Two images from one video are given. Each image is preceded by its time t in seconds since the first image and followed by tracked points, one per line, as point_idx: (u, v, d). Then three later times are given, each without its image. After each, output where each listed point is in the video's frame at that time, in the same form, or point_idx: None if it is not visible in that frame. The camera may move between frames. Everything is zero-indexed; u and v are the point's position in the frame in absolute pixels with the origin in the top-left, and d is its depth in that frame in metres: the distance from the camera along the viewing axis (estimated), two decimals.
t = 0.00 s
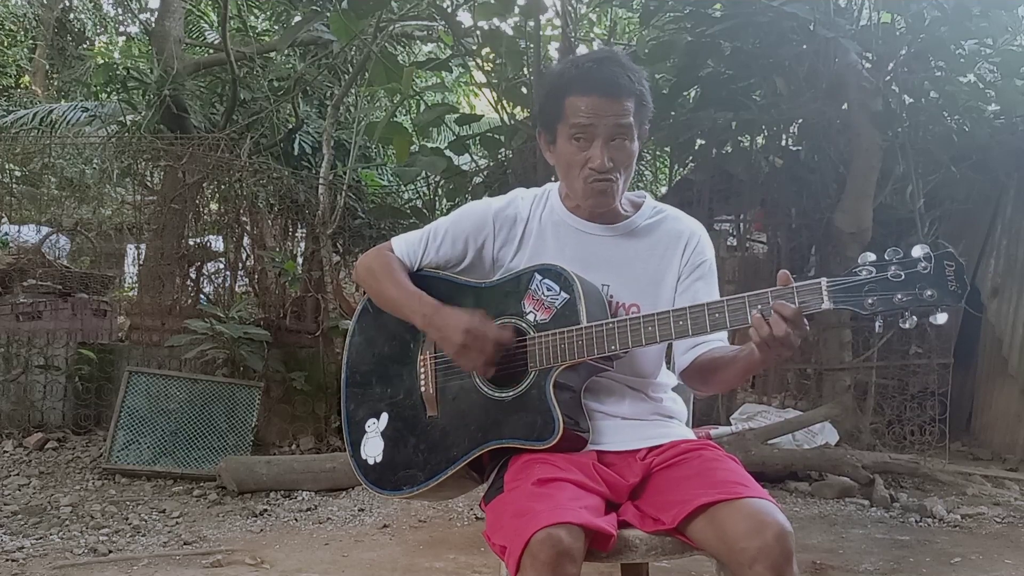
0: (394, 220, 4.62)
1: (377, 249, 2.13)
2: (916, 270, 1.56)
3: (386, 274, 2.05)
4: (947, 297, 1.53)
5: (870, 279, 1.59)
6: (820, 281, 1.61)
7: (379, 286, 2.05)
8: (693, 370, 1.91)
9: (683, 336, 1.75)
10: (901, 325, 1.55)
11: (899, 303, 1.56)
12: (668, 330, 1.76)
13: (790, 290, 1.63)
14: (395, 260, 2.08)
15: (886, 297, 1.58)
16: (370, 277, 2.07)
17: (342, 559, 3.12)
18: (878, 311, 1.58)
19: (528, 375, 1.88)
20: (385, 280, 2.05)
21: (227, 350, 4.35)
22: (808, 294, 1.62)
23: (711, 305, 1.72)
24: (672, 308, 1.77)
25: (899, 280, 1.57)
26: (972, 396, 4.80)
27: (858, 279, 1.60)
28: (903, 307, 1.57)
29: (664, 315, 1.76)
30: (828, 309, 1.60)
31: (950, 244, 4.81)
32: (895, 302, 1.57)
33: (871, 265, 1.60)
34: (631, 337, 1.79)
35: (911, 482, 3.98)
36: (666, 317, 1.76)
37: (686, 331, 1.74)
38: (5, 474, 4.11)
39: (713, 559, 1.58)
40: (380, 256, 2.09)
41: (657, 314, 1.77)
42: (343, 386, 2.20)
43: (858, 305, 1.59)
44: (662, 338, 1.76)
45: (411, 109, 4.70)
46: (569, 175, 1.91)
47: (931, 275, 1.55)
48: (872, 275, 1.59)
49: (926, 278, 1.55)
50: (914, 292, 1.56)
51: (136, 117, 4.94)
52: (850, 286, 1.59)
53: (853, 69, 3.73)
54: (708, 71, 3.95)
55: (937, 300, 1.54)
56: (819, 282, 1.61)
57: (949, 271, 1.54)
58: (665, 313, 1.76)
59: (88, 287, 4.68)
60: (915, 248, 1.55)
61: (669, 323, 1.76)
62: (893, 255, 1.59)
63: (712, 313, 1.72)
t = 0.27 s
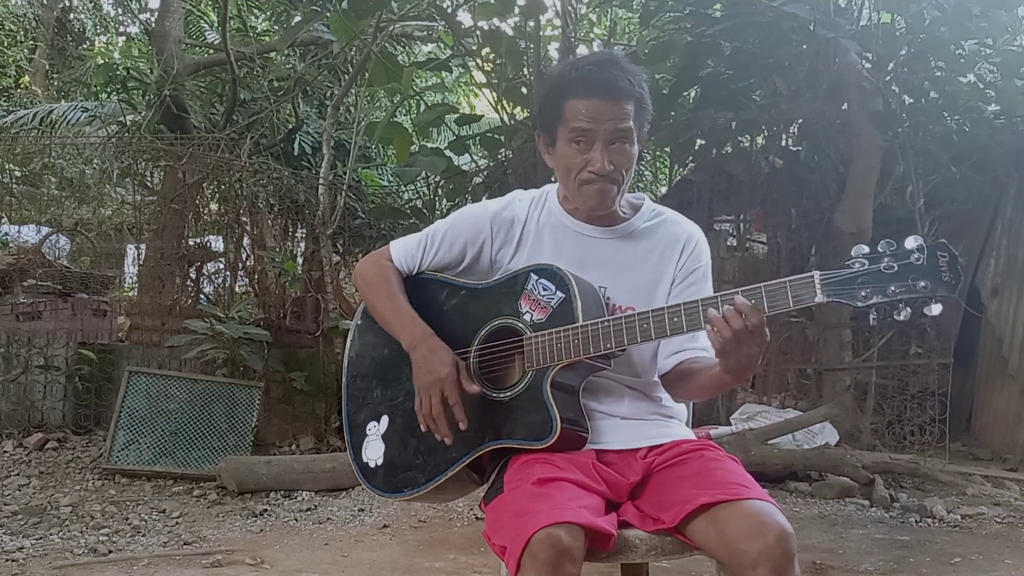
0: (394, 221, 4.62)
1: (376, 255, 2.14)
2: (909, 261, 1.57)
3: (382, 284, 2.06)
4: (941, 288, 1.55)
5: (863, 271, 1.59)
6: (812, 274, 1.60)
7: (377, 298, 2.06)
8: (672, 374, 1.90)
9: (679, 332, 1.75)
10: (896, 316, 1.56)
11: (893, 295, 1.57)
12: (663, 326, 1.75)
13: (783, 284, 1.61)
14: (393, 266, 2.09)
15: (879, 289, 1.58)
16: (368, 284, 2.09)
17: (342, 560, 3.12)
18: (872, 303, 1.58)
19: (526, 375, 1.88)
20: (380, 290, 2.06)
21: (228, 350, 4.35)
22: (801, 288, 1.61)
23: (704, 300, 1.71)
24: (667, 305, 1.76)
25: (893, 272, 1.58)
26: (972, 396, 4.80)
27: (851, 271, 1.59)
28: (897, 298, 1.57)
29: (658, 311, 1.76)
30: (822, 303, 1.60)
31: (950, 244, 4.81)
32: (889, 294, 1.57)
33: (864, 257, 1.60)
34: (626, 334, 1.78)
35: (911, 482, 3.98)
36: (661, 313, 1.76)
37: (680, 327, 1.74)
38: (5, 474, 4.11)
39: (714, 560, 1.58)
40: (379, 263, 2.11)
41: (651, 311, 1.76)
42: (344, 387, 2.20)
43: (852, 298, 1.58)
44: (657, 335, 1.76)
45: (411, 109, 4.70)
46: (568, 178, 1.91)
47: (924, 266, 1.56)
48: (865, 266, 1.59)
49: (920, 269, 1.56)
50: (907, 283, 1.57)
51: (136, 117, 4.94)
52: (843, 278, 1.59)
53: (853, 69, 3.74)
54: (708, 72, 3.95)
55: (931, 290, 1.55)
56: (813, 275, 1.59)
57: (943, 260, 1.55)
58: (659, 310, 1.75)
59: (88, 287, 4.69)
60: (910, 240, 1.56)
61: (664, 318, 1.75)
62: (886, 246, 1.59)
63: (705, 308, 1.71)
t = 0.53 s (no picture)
0: (394, 221, 4.62)
1: (375, 253, 2.13)
2: (908, 257, 1.57)
3: (383, 281, 2.06)
4: (940, 284, 1.55)
5: (862, 268, 1.59)
6: (810, 271, 1.61)
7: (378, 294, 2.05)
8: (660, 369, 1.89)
9: (677, 331, 1.75)
10: (895, 313, 1.56)
11: (892, 291, 1.57)
12: (663, 325, 1.76)
13: (782, 281, 1.61)
14: (392, 265, 2.08)
15: (878, 286, 1.58)
16: (367, 282, 2.08)
17: (342, 560, 3.12)
18: (871, 300, 1.58)
19: (525, 374, 1.88)
20: (381, 287, 2.05)
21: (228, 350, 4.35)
22: (799, 285, 1.61)
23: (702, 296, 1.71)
24: (665, 303, 1.76)
25: (891, 269, 1.58)
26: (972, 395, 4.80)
27: (850, 269, 1.60)
28: (896, 295, 1.57)
29: (656, 309, 1.76)
30: (820, 300, 1.60)
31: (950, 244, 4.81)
32: (888, 290, 1.57)
33: (863, 254, 1.60)
34: (626, 333, 1.79)
35: (911, 482, 3.98)
36: (659, 311, 1.76)
37: (680, 325, 1.74)
38: (5, 473, 4.11)
39: (713, 559, 1.58)
40: (378, 261, 2.10)
41: (649, 308, 1.77)
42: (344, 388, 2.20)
43: (850, 295, 1.59)
44: (656, 334, 1.77)
45: (411, 109, 4.70)
46: (566, 177, 1.91)
47: (923, 262, 1.56)
48: (864, 263, 1.59)
49: (918, 265, 1.56)
50: (906, 280, 1.57)
51: (136, 117, 4.94)
52: (841, 276, 1.59)
53: (853, 69, 3.74)
54: (708, 72, 3.95)
55: (930, 286, 1.55)
56: (811, 273, 1.60)
57: (942, 256, 1.55)
58: (658, 308, 1.76)
59: (88, 287, 4.69)
60: (908, 236, 1.56)
61: (663, 316, 1.75)
62: (884, 244, 1.59)
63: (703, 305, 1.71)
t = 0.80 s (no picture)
0: (394, 221, 4.61)
1: (376, 255, 2.15)
2: (907, 262, 1.57)
3: (377, 288, 2.08)
4: (940, 288, 1.55)
5: (862, 272, 1.59)
6: (810, 275, 1.61)
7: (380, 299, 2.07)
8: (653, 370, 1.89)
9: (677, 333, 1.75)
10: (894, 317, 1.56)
11: (891, 296, 1.57)
12: (663, 327, 1.75)
13: (782, 285, 1.61)
14: (391, 267, 2.11)
15: (878, 290, 1.58)
16: (367, 285, 2.10)
17: (342, 560, 3.12)
18: (870, 304, 1.58)
19: (525, 376, 1.88)
20: (377, 294, 2.08)
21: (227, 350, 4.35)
22: (799, 289, 1.61)
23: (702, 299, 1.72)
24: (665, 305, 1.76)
25: (891, 273, 1.58)
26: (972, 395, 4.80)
27: (849, 273, 1.60)
28: (895, 299, 1.57)
29: (656, 312, 1.76)
30: (820, 304, 1.60)
31: (950, 244, 4.81)
32: (887, 295, 1.57)
33: (862, 258, 1.60)
34: (626, 335, 1.79)
35: (911, 482, 3.98)
36: (659, 314, 1.75)
37: (680, 327, 1.73)
38: (5, 474, 4.11)
39: (712, 559, 1.58)
40: (379, 264, 2.11)
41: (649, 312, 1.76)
42: (344, 388, 2.21)
43: (850, 298, 1.59)
44: (656, 336, 1.76)
45: (411, 109, 4.70)
46: (568, 179, 1.92)
47: (922, 267, 1.56)
48: (863, 267, 1.59)
49: (918, 270, 1.56)
50: (905, 285, 1.57)
51: (136, 117, 4.94)
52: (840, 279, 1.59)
53: (853, 69, 3.74)
54: (708, 71, 3.95)
55: (929, 291, 1.55)
56: (811, 277, 1.60)
57: (941, 261, 1.55)
58: (657, 311, 1.76)
59: (88, 287, 4.68)
60: (907, 241, 1.56)
61: (663, 320, 1.75)
62: (884, 248, 1.59)
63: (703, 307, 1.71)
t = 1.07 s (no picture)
0: (394, 220, 4.61)
1: (376, 250, 2.13)
2: (911, 259, 1.57)
3: (384, 275, 2.06)
4: (944, 285, 1.55)
5: (866, 269, 1.59)
6: (814, 272, 1.61)
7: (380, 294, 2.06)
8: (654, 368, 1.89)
9: (681, 331, 1.75)
10: (898, 313, 1.56)
11: (895, 292, 1.57)
12: (666, 325, 1.75)
13: (786, 282, 1.61)
14: (393, 260, 2.09)
15: (882, 287, 1.58)
16: (369, 278, 2.08)
17: (342, 559, 3.12)
18: (874, 301, 1.59)
19: (528, 374, 1.88)
20: (382, 282, 2.05)
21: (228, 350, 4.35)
22: (804, 286, 1.61)
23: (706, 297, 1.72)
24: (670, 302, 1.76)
25: (895, 270, 1.58)
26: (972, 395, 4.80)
27: (854, 270, 1.60)
28: (899, 296, 1.57)
29: (660, 309, 1.76)
30: (823, 300, 1.60)
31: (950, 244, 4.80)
32: (891, 291, 1.57)
33: (866, 255, 1.60)
34: (629, 332, 1.78)
35: (911, 482, 3.98)
36: (663, 312, 1.75)
37: (684, 325, 1.74)
38: (5, 474, 4.11)
39: (711, 560, 1.58)
40: (380, 258, 2.10)
41: (654, 309, 1.76)
42: (343, 388, 2.21)
43: (854, 295, 1.59)
44: (660, 334, 1.76)
45: (411, 109, 4.70)
46: (572, 183, 1.91)
47: (926, 264, 1.56)
48: (868, 264, 1.59)
49: (922, 267, 1.56)
50: (909, 281, 1.57)
51: (136, 117, 4.95)
52: (845, 275, 1.59)
53: (854, 69, 3.74)
54: (708, 71, 3.95)
55: (933, 288, 1.55)
56: (815, 273, 1.60)
57: (945, 258, 1.55)
58: (662, 308, 1.75)
59: (88, 287, 4.68)
60: (911, 238, 1.56)
61: (666, 317, 1.75)
62: (887, 245, 1.59)
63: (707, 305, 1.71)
